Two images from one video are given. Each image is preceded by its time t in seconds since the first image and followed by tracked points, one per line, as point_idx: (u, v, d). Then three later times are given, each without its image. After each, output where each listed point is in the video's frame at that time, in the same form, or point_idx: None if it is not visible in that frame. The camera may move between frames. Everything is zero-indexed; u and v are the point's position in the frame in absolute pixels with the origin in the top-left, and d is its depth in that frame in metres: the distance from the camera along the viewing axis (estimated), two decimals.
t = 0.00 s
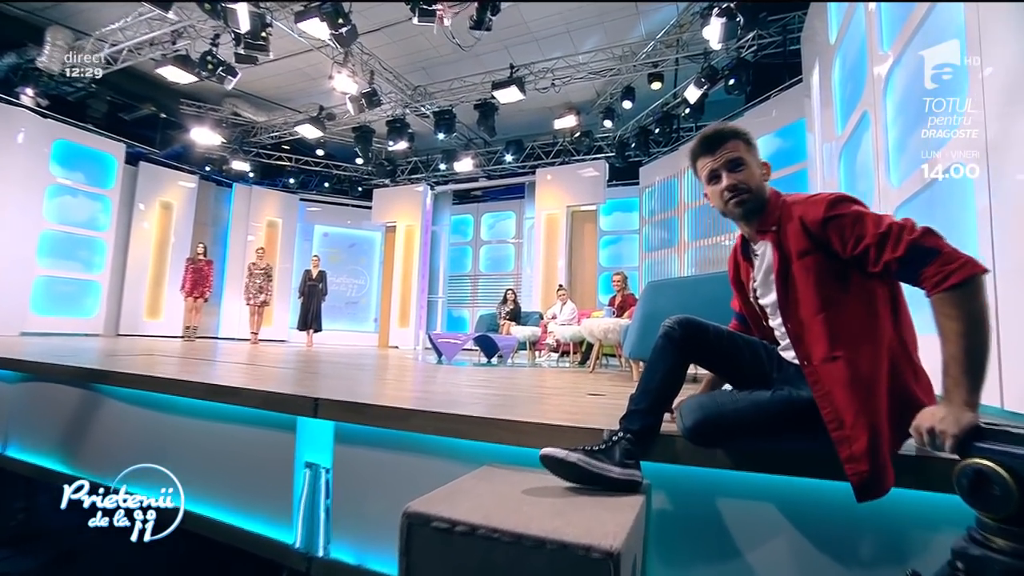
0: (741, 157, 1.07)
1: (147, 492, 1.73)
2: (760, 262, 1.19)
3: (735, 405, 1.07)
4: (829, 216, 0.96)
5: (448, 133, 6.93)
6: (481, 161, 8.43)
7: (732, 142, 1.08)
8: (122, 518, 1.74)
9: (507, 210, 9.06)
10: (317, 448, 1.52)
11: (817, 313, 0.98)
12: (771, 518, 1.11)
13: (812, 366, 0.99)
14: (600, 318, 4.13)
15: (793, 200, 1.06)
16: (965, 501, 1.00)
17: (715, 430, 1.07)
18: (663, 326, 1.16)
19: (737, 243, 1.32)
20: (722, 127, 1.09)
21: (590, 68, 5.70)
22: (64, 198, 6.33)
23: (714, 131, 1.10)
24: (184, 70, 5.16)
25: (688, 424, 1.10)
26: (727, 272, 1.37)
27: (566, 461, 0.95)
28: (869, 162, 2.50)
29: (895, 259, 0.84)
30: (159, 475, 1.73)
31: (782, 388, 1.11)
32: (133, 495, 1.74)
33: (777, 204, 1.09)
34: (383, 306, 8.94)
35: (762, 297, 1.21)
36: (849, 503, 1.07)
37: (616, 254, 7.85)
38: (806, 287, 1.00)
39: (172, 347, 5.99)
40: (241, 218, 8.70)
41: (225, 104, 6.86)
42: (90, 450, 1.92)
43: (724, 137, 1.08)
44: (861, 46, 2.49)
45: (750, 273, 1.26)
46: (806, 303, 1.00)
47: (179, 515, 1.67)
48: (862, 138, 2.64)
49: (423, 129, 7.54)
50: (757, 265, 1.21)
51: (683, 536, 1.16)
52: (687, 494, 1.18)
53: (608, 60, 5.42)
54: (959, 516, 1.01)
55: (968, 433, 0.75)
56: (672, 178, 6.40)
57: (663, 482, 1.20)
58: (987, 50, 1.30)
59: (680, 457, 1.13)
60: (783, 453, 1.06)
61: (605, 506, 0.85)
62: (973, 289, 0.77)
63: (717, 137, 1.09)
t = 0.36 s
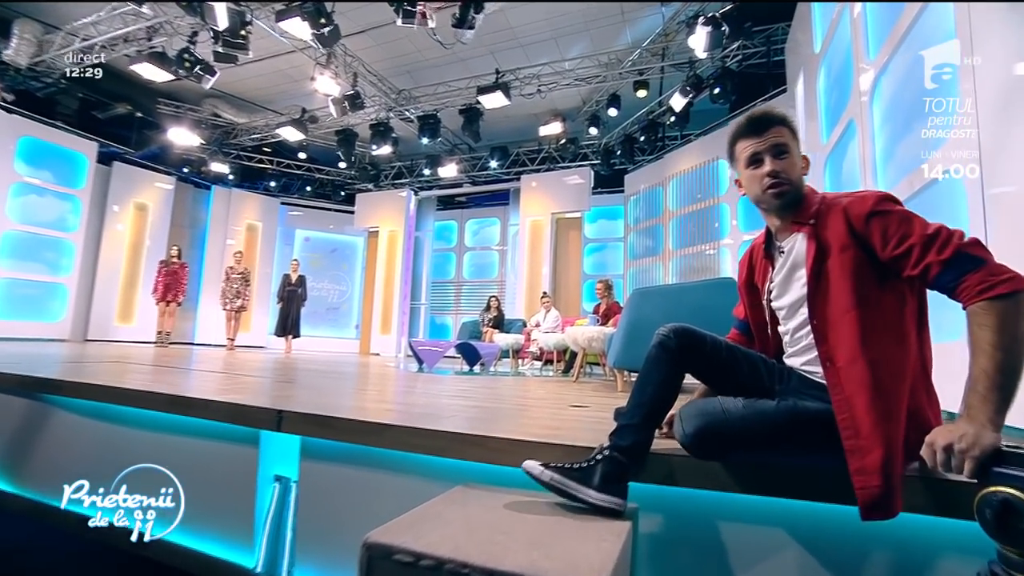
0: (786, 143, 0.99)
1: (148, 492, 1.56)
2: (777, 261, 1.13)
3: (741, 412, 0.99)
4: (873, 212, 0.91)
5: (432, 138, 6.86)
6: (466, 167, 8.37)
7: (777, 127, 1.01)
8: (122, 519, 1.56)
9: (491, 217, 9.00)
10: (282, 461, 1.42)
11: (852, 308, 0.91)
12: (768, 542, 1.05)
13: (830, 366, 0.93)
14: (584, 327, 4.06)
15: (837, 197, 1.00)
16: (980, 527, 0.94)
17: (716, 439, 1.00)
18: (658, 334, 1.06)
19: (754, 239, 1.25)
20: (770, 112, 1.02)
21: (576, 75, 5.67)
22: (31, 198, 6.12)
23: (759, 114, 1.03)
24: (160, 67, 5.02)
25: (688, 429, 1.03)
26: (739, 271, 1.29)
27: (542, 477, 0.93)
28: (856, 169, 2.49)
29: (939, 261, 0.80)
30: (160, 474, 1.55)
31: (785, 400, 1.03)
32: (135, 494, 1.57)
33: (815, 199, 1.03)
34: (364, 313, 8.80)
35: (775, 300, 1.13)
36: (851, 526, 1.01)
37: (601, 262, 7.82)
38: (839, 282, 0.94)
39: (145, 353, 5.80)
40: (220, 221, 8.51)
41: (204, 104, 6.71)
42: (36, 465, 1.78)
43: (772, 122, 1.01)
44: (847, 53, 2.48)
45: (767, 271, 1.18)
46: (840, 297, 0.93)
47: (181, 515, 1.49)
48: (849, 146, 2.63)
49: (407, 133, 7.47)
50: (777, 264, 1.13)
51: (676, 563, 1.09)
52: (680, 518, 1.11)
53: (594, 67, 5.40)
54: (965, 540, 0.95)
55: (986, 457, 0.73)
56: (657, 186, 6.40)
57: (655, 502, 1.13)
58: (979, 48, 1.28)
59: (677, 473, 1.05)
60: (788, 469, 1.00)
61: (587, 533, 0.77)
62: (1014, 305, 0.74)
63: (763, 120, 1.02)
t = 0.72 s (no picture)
0: (824, 142, 0.96)
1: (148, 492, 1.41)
2: (786, 256, 1.10)
3: (737, 398, 0.93)
4: (899, 214, 0.89)
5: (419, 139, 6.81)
6: (453, 169, 8.32)
7: (816, 121, 0.97)
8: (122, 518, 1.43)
9: (478, 219, 8.95)
10: (252, 466, 1.41)
11: (867, 303, 0.89)
12: (749, 556, 1.00)
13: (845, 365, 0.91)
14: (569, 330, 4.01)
15: (868, 193, 0.97)
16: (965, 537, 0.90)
17: (705, 423, 0.93)
18: (641, 335, 1.01)
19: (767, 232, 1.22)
20: (815, 106, 0.97)
21: (563, 77, 5.64)
22: (3, 197, 5.95)
23: (800, 103, 0.98)
24: (138, 64, 4.91)
25: (675, 410, 0.96)
26: (740, 266, 1.25)
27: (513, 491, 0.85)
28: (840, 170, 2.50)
29: (950, 265, 0.78)
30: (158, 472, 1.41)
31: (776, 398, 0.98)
32: (136, 494, 1.43)
33: (843, 197, 1.00)
34: (349, 316, 8.69)
35: (775, 297, 1.09)
36: (830, 536, 0.97)
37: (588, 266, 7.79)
38: (857, 278, 0.91)
39: (121, 357, 5.66)
40: (202, 222, 8.37)
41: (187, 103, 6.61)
42: None
43: (814, 117, 0.97)
44: (833, 54, 2.48)
45: (770, 265, 1.14)
46: (855, 291, 0.91)
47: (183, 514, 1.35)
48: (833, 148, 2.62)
49: (393, 134, 7.40)
50: (785, 259, 1.10)
51: None
52: (658, 533, 1.05)
53: (581, 69, 5.39)
54: (956, 552, 0.92)
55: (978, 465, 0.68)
56: (644, 189, 6.40)
57: (629, 513, 1.08)
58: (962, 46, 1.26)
59: (654, 484, 1.01)
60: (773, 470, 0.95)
61: (556, 552, 0.72)
62: (1016, 319, 0.71)
63: (805, 112, 0.97)
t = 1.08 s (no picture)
0: (825, 124, 0.93)
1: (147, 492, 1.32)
2: (776, 252, 1.06)
3: (709, 412, 0.89)
4: (900, 208, 0.85)
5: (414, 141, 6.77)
6: (450, 172, 8.29)
7: (816, 101, 0.94)
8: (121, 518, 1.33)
9: (475, 222, 8.91)
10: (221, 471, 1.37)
11: (868, 308, 0.84)
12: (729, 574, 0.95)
13: (844, 371, 0.86)
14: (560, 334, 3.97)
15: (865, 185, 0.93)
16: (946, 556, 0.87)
17: (670, 440, 0.89)
18: (616, 337, 0.96)
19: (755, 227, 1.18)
20: (820, 82, 0.94)
21: (560, 79, 5.61)
22: None
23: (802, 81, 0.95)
24: (130, 64, 4.86)
25: (644, 427, 0.93)
26: (726, 267, 1.20)
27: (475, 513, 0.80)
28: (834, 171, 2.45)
29: (954, 265, 0.74)
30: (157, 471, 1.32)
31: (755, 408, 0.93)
32: (135, 493, 1.33)
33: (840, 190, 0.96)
34: (344, 318, 8.64)
35: (761, 298, 1.04)
36: (809, 553, 0.93)
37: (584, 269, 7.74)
38: (857, 277, 0.87)
39: (111, 359, 5.59)
40: (197, 223, 8.32)
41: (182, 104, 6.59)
42: None
43: (814, 96, 0.94)
44: (826, 54, 2.45)
45: (758, 262, 1.10)
46: (856, 293, 0.86)
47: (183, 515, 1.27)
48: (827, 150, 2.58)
49: (389, 136, 7.36)
50: (774, 256, 1.05)
51: None
52: (633, 550, 1.00)
53: (577, 71, 5.36)
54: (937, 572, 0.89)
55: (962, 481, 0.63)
56: (640, 193, 6.36)
57: (601, 528, 1.03)
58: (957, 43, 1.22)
59: (627, 497, 0.96)
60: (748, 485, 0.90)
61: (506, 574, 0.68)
62: None
63: (807, 91, 0.94)
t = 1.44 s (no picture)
0: (805, 113, 0.90)
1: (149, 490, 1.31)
2: (762, 252, 1.03)
3: (693, 430, 0.86)
4: (893, 203, 0.81)
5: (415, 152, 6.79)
6: (451, 182, 8.31)
7: (794, 90, 0.92)
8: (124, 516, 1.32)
9: (477, 232, 8.92)
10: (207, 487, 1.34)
11: (862, 311, 0.81)
12: None
13: (836, 378, 0.83)
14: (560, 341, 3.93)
15: (855, 179, 0.90)
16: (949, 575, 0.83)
17: (655, 461, 0.87)
18: (600, 341, 0.94)
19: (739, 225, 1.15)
20: (797, 70, 0.92)
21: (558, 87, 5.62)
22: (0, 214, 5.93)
23: (780, 72, 0.93)
24: (132, 80, 4.90)
25: (625, 449, 0.91)
26: (710, 269, 1.18)
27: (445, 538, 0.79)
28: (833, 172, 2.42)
29: (953, 264, 0.70)
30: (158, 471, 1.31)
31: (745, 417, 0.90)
32: (136, 493, 1.32)
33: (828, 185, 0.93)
34: (347, 329, 8.64)
35: (748, 302, 1.01)
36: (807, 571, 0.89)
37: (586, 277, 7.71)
38: (850, 278, 0.83)
39: (116, 373, 5.60)
40: (201, 237, 8.37)
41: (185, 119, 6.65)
42: None
43: (791, 85, 0.92)
44: (822, 54, 2.42)
45: (744, 263, 1.07)
46: (849, 296, 0.83)
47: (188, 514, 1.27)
48: (824, 150, 2.55)
49: (390, 147, 7.39)
50: (760, 257, 1.03)
51: None
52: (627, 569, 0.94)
53: (575, 79, 5.36)
54: None
55: (959, 491, 0.60)
56: (641, 199, 6.34)
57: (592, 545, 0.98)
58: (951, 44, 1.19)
59: (620, 510, 0.93)
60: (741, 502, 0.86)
61: None
62: None
63: (785, 80, 0.92)
